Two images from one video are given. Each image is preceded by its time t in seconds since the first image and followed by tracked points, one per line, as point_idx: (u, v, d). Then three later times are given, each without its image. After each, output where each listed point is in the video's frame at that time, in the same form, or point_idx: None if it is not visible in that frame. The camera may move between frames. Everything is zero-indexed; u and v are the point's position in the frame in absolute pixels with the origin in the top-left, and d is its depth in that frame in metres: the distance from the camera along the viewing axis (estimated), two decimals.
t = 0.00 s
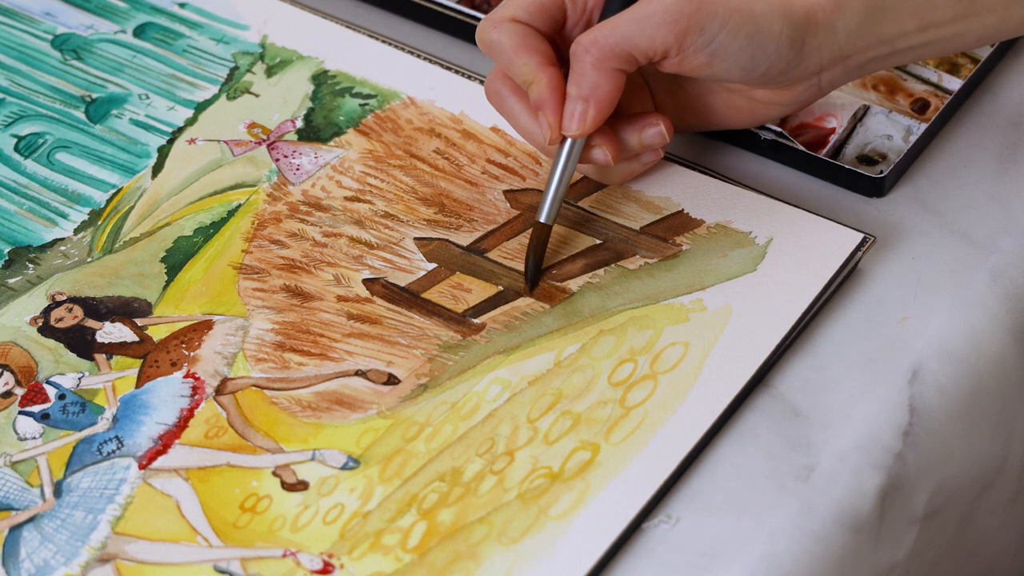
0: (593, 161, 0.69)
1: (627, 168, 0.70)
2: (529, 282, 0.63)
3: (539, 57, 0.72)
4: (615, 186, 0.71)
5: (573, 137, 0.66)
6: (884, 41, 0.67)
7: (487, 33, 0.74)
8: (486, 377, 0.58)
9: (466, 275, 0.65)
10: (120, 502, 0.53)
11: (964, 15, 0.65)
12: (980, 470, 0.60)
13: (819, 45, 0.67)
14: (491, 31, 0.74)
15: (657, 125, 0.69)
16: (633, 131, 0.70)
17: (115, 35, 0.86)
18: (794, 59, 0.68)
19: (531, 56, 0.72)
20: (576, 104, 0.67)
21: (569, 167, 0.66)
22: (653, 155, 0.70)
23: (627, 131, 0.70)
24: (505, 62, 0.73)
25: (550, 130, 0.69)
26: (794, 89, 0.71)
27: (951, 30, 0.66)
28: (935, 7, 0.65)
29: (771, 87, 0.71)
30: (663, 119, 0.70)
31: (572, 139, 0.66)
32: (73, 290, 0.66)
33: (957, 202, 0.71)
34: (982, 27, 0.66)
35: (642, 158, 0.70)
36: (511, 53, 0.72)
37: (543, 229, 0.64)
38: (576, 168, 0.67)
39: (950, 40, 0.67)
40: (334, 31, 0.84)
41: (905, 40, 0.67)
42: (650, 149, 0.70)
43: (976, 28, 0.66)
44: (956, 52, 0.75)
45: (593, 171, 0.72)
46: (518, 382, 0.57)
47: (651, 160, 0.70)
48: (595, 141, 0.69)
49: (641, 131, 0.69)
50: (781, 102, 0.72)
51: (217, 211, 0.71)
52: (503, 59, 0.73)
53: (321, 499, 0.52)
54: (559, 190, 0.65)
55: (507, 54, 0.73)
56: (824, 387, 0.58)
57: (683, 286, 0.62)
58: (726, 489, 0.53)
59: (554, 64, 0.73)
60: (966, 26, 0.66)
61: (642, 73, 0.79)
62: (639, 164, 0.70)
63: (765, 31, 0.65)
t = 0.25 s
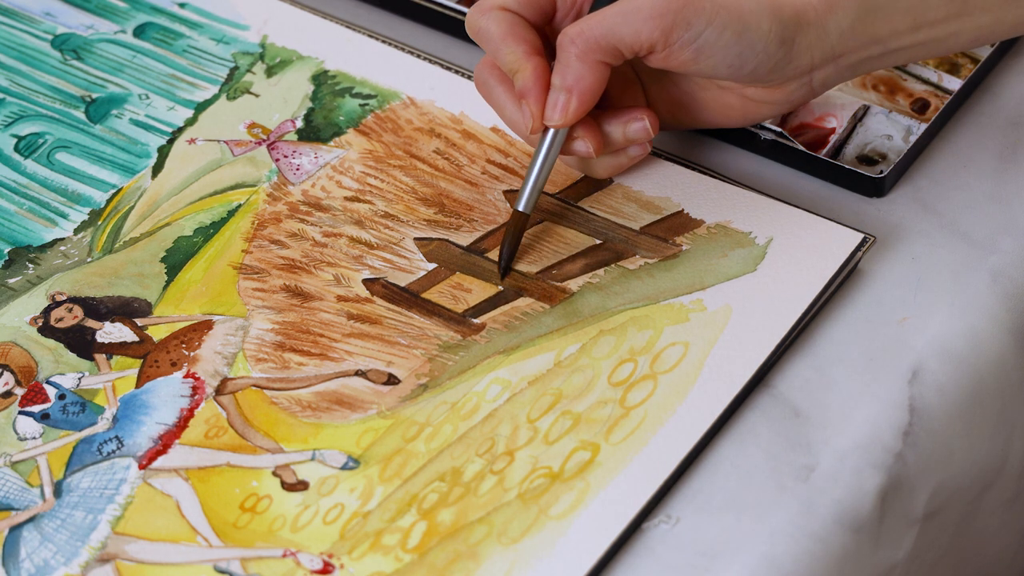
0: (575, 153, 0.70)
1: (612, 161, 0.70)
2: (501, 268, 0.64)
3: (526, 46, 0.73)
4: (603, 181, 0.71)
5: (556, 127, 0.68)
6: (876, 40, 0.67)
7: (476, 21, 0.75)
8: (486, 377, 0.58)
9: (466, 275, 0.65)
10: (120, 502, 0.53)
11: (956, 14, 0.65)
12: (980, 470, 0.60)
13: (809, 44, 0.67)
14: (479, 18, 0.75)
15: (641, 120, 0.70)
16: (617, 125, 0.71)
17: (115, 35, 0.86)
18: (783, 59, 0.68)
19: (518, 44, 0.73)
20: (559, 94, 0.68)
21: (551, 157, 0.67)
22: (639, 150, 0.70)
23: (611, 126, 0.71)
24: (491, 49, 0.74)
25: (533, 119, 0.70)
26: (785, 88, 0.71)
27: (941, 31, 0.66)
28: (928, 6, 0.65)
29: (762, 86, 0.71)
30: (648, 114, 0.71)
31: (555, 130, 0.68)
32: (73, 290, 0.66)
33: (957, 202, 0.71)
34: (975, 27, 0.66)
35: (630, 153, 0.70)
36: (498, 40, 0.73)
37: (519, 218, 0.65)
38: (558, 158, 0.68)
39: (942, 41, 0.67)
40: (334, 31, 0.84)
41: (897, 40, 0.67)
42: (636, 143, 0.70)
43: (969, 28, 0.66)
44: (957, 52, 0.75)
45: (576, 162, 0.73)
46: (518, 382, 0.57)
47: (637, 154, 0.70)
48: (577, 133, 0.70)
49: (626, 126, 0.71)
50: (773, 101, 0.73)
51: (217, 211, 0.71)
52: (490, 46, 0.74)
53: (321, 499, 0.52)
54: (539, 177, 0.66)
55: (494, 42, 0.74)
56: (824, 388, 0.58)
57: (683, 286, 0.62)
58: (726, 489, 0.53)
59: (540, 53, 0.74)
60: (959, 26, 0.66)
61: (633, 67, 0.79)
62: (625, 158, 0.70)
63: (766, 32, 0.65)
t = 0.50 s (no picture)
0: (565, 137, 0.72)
1: (605, 150, 0.70)
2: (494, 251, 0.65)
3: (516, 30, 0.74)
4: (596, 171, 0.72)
5: (546, 107, 0.69)
6: (868, 31, 0.67)
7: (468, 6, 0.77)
8: (486, 377, 0.58)
9: (466, 275, 0.65)
10: (120, 502, 0.53)
11: (950, 7, 0.65)
12: (980, 470, 0.60)
13: (800, 31, 0.67)
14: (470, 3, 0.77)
15: (632, 105, 0.71)
16: (610, 111, 0.72)
17: (115, 35, 0.86)
18: (773, 44, 0.68)
19: (507, 27, 0.74)
20: (548, 73, 0.69)
21: (540, 139, 0.68)
22: (632, 138, 0.70)
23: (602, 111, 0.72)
24: (481, 33, 0.75)
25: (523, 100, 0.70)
26: (777, 78, 0.71)
27: (935, 23, 0.66)
28: None
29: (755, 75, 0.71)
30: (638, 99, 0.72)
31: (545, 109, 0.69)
32: (73, 290, 0.66)
33: (957, 202, 0.71)
34: (968, 20, 0.66)
35: (621, 142, 0.70)
36: (487, 22, 0.75)
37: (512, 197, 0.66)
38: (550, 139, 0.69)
39: (936, 33, 0.67)
40: (334, 30, 0.84)
41: (888, 33, 0.67)
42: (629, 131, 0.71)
43: (962, 22, 0.66)
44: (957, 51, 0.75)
45: (566, 152, 0.73)
46: (518, 382, 0.57)
47: (630, 142, 0.70)
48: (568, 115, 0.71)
49: (617, 111, 0.72)
50: (768, 92, 0.72)
51: (217, 211, 0.71)
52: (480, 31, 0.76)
53: (321, 499, 0.52)
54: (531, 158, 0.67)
55: (484, 25, 0.75)
56: (824, 387, 0.58)
57: (683, 286, 0.62)
58: (726, 489, 0.53)
59: (530, 36, 0.75)
60: (951, 19, 0.66)
61: (624, 55, 0.80)
62: (619, 147, 0.70)
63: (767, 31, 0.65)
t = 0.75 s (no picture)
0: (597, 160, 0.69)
1: (630, 165, 0.70)
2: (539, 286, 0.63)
3: (533, 59, 0.72)
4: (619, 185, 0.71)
5: (574, 137, 0.66)
6: (874, 37, 0.67)
7: (481, 38, 0.75)
8: (486, 377, 0.58)
9: (466, 275, 0.65)
10: (120, 502, 0.53)
11: (954, 10, 0.66)
12: (980, 470, 0.60)
13: (812, 41, 0.67)
14: (485, 35, 0.74)
15: (656, 121, 0.69)
16: (633, 128, 0.70)
17: (115, 35, 0.86)
18: (786, 56, 0.68)
19: (526, 58, 0.72)
20: (574, 103, 0.67)
21: (572, 165, 0.66)
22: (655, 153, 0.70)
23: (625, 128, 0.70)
24: (500, 65, 0.73)
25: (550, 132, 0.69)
26: (786, 84, 0.72)
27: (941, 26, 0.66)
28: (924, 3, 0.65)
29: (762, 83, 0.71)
30: (661, 115, 0.70)
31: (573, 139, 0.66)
32: (73, 290, 0.66)
33: (957, 202, 0.71)
34: (973, 22, 0.66)
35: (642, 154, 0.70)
36: (506, 56, 0.72)
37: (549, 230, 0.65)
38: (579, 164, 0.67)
39: (942, 36, 0.67)
40: (334, 30, 0.84)
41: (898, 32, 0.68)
42: (652, 145, 0.70)
43: (968, 24, 0.66)
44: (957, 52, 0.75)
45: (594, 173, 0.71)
46: (518, 382, 0.57)
47: (652, 155, 0.70)
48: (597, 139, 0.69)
49: (642, 128, 0.69)
50: (772, 97, 0.73)
51: (217, 211, 0.71)
52: (497, 62, 0.74)
53: (321, 499, 0.52)
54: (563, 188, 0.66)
55: (501, 59, 0.73)
56: (824, 387, 0.58)
57: (683, 286, 0.62)
58: (726, 489, 0.53)
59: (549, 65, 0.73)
60: (956, 23, 0.66)
61: (633, 72, 0.79)
62: (641, 161, 0.70)
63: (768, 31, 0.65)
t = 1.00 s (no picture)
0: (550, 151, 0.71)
1: (587, 157, 0.71)
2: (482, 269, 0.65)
3: (499, 46, 0.73)
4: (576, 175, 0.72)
5: (529, 128, 0.68)
6: (848, 38, 0.67)
7: (451, 20, 0.75)
8: (486, 377, 0.58)
9: (467, 275, 0.65)
10: (120, 502, 0.53)
11: (930, 12, 0.65)
12: (980, 470, 0.60)
13: (783, 43, 0.67)
14: (452, 18, 0.75)
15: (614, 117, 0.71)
16: (591, 121, 0.71)
17: (115, 35, 0.86)
18: (755, 59, 0.68)
19: (491, 44, 0.73)
20: (532, 95, 0.68)
21: (525, 153, 0.67)
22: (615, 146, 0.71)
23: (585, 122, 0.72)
24: (479, 55, 0.73)
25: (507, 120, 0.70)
26: (758, 85, 0.71)
27: (917, 28, 0.66)
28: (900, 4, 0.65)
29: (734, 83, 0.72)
30: (621, 111, 0.71)
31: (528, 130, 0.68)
32: (73, 290, 0.66)
33: (957, 202, 0.71)
34: (949, 23, 0.66)
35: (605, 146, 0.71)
36: (471, 40, 0.73)
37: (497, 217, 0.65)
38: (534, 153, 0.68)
39: (919, 37, 0.67)
40: (335, 31, 0.84)
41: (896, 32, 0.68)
42: (611, 139, 0.71)
43: (943, 25, 0.66)
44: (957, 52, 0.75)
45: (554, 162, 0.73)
46: (518, 382, 0.57)
47: (613, 148, 0.72)
48: (552, 130, 0.71)
49: (600, 122, 0.71)
50: (745, 98, 0.73)
51: (217, 211, 0.71)
52: (463, 45, 0.74)
53: (321, 499, 0.52)
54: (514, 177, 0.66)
55: (467, 42, 0.74)
56: (824, 387, 0.58)
57: (683, 286, 0.62)
58: (726, 489, 0.53)
59: (514, 53, 0.74)
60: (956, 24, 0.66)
61: (609, 63, 0.80)
62: (602, 153, 0.72)
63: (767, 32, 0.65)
